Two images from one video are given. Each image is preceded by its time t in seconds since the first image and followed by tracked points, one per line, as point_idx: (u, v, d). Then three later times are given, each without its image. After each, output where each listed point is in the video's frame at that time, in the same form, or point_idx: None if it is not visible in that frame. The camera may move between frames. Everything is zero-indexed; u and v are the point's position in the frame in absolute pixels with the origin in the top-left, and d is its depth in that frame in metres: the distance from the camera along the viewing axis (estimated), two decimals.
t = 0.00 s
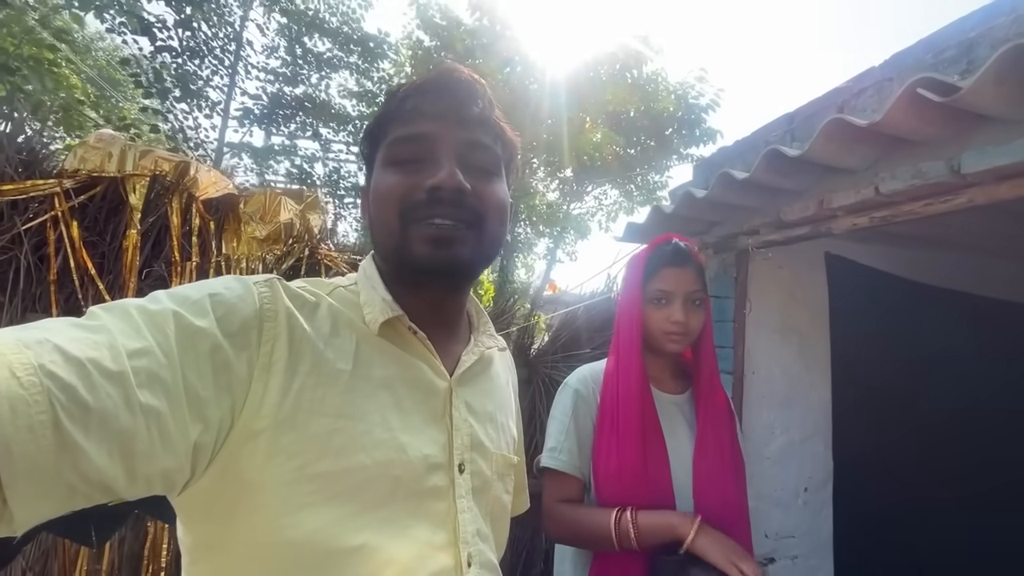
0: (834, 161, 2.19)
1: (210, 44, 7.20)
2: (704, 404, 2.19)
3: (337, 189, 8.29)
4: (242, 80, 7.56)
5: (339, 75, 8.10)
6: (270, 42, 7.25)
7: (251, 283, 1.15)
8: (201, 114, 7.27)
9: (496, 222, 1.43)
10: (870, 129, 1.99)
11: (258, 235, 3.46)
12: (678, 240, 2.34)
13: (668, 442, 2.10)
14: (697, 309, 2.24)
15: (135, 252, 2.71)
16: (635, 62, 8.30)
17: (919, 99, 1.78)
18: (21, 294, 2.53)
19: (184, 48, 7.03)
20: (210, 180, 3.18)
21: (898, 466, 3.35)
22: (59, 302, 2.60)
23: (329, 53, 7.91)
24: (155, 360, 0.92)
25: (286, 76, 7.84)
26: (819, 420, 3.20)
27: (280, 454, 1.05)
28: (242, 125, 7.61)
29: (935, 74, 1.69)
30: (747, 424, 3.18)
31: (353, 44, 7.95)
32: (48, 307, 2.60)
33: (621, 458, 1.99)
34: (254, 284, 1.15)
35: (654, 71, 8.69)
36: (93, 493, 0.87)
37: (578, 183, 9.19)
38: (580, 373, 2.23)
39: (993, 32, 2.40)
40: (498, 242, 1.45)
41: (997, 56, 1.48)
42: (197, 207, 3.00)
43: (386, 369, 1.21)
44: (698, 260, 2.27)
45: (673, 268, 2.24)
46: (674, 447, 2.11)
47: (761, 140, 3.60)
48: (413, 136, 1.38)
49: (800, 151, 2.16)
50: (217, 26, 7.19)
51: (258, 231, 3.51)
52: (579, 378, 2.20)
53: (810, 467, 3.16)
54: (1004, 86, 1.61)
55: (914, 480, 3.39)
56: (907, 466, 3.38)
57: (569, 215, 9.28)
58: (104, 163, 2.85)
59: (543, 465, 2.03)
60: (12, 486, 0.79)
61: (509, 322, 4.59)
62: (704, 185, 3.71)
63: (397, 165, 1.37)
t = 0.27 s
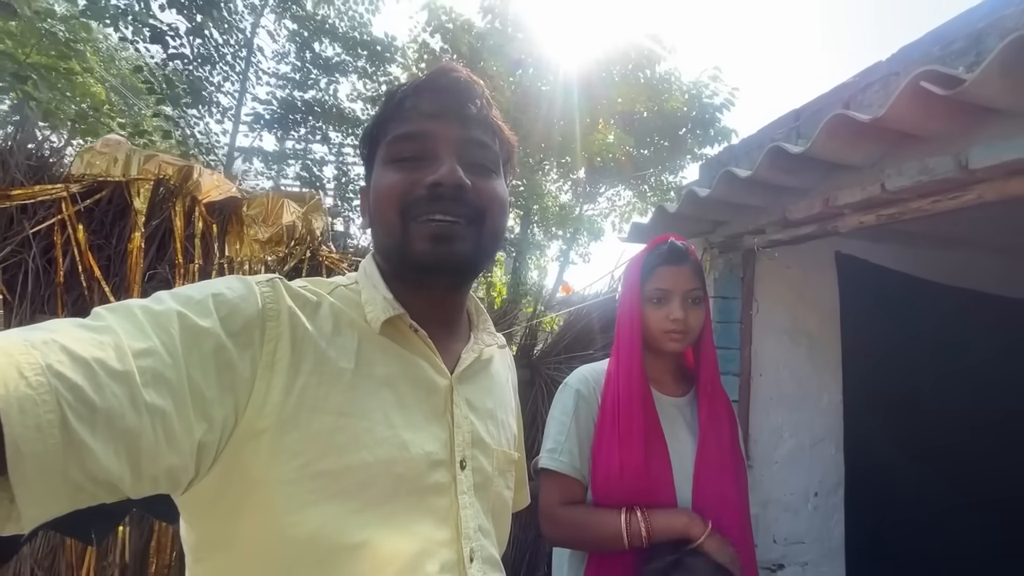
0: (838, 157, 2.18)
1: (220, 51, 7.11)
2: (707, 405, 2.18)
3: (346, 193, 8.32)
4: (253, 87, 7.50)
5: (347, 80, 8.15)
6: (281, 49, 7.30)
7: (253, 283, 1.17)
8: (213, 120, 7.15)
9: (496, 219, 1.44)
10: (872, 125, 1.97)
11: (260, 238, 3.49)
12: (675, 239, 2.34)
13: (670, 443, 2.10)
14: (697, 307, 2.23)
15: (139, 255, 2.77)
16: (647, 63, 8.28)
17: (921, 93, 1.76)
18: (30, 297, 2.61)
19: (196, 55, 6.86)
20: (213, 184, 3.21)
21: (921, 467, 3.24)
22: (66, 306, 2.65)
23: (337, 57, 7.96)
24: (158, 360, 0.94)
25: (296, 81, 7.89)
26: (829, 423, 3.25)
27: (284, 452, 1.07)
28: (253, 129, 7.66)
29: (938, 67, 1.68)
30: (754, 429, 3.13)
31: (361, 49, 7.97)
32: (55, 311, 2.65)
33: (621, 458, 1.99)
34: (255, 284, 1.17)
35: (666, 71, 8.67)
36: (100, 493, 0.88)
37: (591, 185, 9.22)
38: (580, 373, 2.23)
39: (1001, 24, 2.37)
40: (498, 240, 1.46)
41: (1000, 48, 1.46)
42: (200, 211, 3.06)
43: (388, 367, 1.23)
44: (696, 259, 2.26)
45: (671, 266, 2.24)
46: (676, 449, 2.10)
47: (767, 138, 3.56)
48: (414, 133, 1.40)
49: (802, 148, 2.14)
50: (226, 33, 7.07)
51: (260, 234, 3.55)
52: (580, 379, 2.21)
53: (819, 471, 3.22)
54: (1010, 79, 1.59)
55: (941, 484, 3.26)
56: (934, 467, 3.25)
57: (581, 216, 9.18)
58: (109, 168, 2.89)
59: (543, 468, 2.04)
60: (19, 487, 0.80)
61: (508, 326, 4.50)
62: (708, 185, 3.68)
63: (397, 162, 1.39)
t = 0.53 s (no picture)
0: (848, 150, 2.11)
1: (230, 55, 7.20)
2: (713, 411, 2.14)
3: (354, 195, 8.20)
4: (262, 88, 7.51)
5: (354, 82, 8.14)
6: (290, 52, 7.30)
7: (248, 288, 1.14)
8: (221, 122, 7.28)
9: (496, 227, 1.42)
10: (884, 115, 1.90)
11: (259, 239, 3.37)
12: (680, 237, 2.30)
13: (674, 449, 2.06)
14: (705, 308, 2.19)
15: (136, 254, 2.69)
16: (661, 62, 8.22)
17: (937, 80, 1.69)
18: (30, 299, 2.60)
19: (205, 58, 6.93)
20: (209, 185, 3.18)
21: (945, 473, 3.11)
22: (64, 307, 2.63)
23: (344, 59, 7.91)
24: (154, 366, 0.92)
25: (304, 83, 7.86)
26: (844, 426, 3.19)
27: (283, 456, 1.05)
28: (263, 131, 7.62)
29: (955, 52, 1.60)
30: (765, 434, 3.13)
31: (368, 50, 7.96)
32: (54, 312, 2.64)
33: (620, 465, 1.95)
34: (249, 290, 1.14)
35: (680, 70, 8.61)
36: (97, 502, 0.86)
37: (605, 185, 9.22)
38: (576, 377, 2.20)
39: None
40: (498, 244, 1.45)
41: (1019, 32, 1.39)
42: (197, 211, 2.96)
43: (384, 370, 1.22)
44: (704, 257, 2.24)
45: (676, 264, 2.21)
46: (679, 455, 2.06)
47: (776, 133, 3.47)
48: (419, 135, 1.38)
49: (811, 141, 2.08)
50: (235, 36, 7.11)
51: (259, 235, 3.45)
52: (576, 384, 2.18)
53: (835, 479, 3.13)
54: None
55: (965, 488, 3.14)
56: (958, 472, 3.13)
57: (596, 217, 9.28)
58: (109, 170, 3.04)
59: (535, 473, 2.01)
60: (16, 497, 0.79)
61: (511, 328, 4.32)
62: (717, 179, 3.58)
63: (400, 162, 1.37)
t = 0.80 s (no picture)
0: (864, 134, 2.04)
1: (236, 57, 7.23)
2: (717, 412, 2.08)
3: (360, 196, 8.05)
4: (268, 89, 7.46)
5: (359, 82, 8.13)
6: (297, 52, 7.30)
7: (243, 279, 1.11)
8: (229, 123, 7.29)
9: (505, 229, 1.40)
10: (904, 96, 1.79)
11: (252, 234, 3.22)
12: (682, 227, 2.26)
13: (674, 452, 2.01)
14: (707, 298, 2.14)
15: (126, 252, 2.55)
16: (673, 59, 8.14)
17: (960, 59, 1.56)
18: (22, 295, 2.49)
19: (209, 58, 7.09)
20: (201, 181, 3.00)
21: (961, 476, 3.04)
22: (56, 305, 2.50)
23: (348, 59, 7.77)
24: (143, 362, 0.89)
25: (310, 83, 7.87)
26: (862, 431, 3.07)
27: (279, 451, 1.02)
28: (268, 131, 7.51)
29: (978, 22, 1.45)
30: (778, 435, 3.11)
31: (372, 49, 7.77)
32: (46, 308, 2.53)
33: (618, 466, 1.90)
34: (244, 279, 1.11)
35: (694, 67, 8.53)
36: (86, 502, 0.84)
37: (617, 184, 9.18)
38: (574, 376, 2.14)
39: None
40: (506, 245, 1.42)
41: None
42: (189, 207, 2.81)
43: (384, 363, 1.19)
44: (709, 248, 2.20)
45: (679, 255, 2.16)
46: (681, 457, 2.01)
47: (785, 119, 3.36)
48: (435, 132, 1.36)
49: (822, 126, 2.02)
50: (240, 36, 7.15)
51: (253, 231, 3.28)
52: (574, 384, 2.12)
53: (851, 484, 3.03)
54: None
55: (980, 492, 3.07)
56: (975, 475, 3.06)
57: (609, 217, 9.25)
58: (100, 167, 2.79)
59: (528, 476, 1.94)
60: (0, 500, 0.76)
61: (510, 321, 3.71)
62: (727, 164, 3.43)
63: (415, 157, 1.35)
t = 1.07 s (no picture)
0: (873, 127, 1.99)
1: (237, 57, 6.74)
2: (718, 417, 2.05)
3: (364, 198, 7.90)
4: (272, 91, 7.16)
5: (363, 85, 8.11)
6: (299, 53, 7.28)
7: (245, 278, 1.06)
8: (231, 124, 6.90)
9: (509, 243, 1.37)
10: (913, 85, 1.75)
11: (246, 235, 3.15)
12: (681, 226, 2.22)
13: (674, 458, 1.98)
14: (708, 298, 2.10)
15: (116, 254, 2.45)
16: (682, 57, 7.99)
17: (974, 49, 1.51)
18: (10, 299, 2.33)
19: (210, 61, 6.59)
20: (193, 181, 2.97)
21: (976, 478, 2.95)
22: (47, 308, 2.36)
23: (350, 59, 7.42)
24: (145, 359, 0.84)
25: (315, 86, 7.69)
26: (875, 433, 3.01)
27: (277, 450, 0.99)
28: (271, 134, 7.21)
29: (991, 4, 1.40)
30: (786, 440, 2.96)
31: (374, 49, 7.44)
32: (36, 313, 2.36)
33: (617, 473, 1.86)
34: (246, 279, 1.06)
35: (701, 65, 8.47)
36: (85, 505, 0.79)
37: (625, 184, 9.14)
38: (570, 380, 2.12)
39: None
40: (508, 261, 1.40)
41: None
42: (181, 209, 2.69)
43: (384, 363, 1.15)
44: (708, 245, 2.16)
45: (679, 253, 2.12)
46: (679, 461, 1.98)
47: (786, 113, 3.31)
48: (445, 142, 1.31)
49: (827, 118, 1.97)
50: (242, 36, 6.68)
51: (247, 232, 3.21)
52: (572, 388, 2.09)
53: (864, 488, 2.95)
54: None
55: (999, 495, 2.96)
56: (991, 477, 2.97)
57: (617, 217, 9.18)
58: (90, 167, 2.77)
59: (527, 487, 1.89)
60: None
61: (507, 321, 3.40)
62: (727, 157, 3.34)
63: (422, 166, 1.29)
